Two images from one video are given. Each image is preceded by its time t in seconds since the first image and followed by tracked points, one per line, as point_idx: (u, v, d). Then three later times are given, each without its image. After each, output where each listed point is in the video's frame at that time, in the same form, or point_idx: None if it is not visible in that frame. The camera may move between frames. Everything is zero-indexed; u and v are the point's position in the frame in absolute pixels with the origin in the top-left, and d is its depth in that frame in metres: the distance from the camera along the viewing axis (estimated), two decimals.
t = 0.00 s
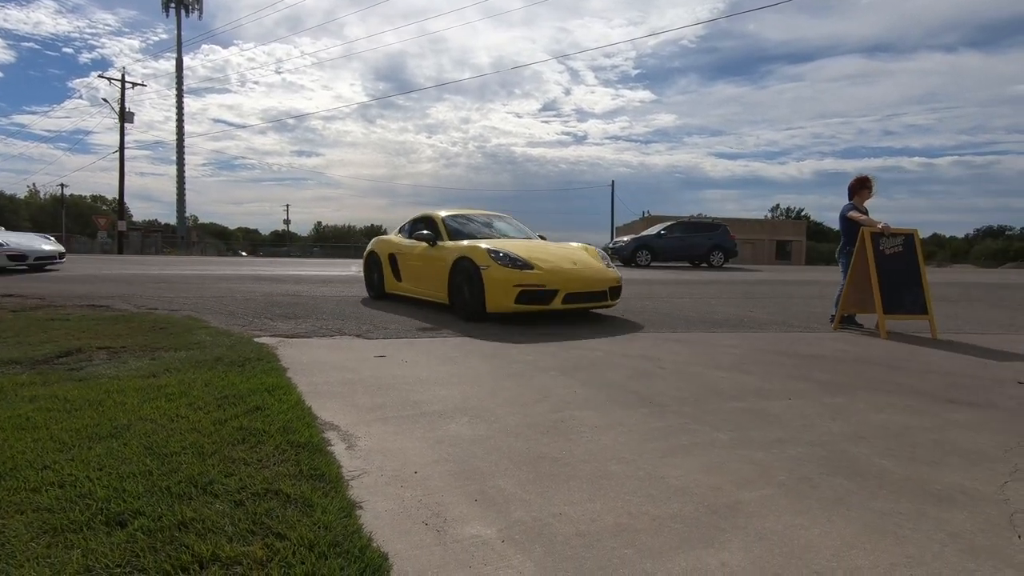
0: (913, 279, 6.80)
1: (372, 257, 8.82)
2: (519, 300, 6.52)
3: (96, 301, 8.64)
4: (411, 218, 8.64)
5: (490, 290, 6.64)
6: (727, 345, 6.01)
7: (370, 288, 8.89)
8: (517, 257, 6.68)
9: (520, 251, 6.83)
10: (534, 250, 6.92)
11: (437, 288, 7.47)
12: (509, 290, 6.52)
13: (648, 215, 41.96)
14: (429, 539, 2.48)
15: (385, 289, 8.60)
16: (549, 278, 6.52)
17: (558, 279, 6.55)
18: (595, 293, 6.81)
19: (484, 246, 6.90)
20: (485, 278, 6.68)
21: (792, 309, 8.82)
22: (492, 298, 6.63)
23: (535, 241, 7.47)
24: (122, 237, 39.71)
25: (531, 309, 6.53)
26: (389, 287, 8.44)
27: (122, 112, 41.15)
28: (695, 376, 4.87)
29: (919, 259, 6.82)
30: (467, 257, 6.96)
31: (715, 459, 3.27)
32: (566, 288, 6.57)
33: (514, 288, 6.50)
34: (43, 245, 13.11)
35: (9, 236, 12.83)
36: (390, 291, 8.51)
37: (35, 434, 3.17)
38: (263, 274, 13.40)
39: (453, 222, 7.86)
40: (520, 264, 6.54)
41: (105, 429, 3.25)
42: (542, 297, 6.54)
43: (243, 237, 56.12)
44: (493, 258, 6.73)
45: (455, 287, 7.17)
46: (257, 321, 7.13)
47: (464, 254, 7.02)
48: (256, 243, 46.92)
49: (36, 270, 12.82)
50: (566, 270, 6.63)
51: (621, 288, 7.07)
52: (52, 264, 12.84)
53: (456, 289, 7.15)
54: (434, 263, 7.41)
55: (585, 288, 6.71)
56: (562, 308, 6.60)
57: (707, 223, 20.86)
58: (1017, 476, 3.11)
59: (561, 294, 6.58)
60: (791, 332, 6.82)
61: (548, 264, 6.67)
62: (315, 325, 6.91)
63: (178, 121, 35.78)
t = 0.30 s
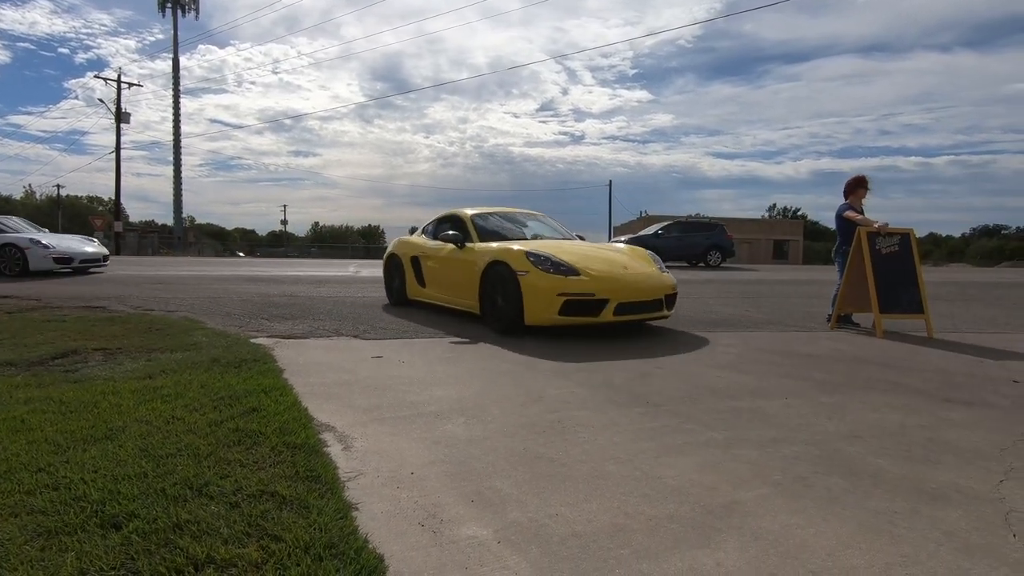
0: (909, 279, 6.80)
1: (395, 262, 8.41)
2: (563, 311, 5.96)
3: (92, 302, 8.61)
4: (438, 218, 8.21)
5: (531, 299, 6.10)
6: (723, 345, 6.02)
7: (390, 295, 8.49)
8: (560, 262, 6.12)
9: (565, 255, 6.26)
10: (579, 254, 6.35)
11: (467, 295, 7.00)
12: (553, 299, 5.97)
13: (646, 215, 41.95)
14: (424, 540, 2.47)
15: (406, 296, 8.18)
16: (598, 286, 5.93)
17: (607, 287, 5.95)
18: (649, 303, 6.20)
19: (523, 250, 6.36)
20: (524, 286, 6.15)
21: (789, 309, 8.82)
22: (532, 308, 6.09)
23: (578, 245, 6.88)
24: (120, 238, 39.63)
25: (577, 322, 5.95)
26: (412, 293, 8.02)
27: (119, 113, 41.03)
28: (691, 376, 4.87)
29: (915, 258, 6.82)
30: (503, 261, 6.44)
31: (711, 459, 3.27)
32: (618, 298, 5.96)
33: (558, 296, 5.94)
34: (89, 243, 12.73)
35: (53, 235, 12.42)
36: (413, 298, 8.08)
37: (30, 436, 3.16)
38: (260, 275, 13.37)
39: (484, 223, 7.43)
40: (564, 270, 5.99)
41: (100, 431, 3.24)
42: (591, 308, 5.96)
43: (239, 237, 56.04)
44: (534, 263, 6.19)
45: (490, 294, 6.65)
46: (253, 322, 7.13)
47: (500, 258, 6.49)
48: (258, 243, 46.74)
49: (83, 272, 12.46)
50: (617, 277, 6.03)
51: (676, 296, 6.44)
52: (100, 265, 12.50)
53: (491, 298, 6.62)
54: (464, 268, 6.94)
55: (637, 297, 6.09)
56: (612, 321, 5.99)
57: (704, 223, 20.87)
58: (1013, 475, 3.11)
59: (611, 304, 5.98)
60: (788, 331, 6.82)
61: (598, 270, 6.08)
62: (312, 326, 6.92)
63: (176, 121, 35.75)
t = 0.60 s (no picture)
0: (904, 279, 6.81)
1: (420, 266, 7.73)
2: (631, 326, 5.16)
3: (88, 303, 8.58)
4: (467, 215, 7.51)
5: (590, 312, 5.31)
6: (719, 345, 6.02)
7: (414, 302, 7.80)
8: (624, 269, 5.32)
9: (628, 259, 5.46)
10: (643, 257, 5.55)
11: (506, 304, 6.25)
12: (618, 312, 5.17)
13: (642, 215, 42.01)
14: (422, 541, 2.47)
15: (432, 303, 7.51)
16: (671, 296, 5.12)
17: (682, 299, 5.14)
18: (727, 315, 5.39)
19: (579, 254, 5.57)
20: (582, 295, 5.37)
21: (785, 309, 8.84)
22: (593, 322, 5.29)
23: (636, 245, 6.06)
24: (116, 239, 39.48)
25: (647, 339, 5.15)
26: (439, 300, 7.31)
27: (114, 113, 40.91)
28: (688, 377, 4.87)
29: (910, 259, 6.83)
30: (554, 265, 5.66)
31: (708, 459, 3.27)
32: (695, 310, 5.15)
33: (624, 308, 5.14)
34: (131, 243, 12.47)
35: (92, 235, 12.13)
36: (440, 305, 7.37)
37: (24, 439, 3.14)
38: (257, 275, 13.34)
39: (523, 221, 6.71)
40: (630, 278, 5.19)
41: (95, 433, 3.22)
42: (664, 323, 5.14)
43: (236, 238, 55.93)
44: (592, 269, 5.40)
45: (537, 305, 5.88)
46: (249, 323, 7.11)
47: (550, 263, 5.71)
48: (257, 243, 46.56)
49: (126, 273, 12.21)
50: (691, 286, 5.22)
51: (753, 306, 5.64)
52: (143, 267, 12.26)
53: (540, 308, 5.85)
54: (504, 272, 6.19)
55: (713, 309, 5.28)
56: (690, 336, 5.18)
57: (700, 224, 20.91)
58: (1008, 474, 3.12)
59: (687, 317, 5.17)
60: (783, 332, 6.84)
61: (669, 277, 5.28)
62: (308, 326, 6.90)
63: (172, 121, 35.65)
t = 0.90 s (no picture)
0: (901, 281, 6.84)
1: (455, 272, 6.94)
2: (740, 352, 4.29)
3: (85, 305, 8.55)
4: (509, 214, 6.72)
5: (688, 330, 4.44)
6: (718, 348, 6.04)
7: (447, 313, 7.04)
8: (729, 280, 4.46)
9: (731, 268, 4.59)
10: (746, 265, 4.69)
11: (570, 317, 5.40)
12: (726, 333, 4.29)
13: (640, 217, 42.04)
14: (421, 545, 2.47)
15: (471, 315, 6.74)
16: (792, 315, 4.24)
17: (804, 317, 4.27)
18: (851, 337, 4.53)
19: (670, 260, 4.69)
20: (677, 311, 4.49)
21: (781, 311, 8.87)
22: (689, 344, 4.44)
23: (728, 249, 5.18)
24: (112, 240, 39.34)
25: (762, 366, 4.28)
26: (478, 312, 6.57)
27: (112, 115, 40.83)
28: (686, 379, 4.88)
29: (907, 261, 6.86)
30: (638, 273, 4.78)
31: (706, 462, 3.28)
32: (819, 331, 4.30)
33: (733, 329, 4.27)
34: (175, 246, 12.11)
35: (135, 237, 11.79)
36: (481, 317, 6.57)
37: (22, 442, 3.14)
38: (255, 277, 13.33)
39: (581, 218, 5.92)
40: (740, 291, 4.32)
41: (93, 436, 3.22)
42: (783, 346, 4.28)
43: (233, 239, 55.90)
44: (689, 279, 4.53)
45: (611, 318, 5.03)
46: (247, 325, 7.10)
47: (631, 271, 4.84)
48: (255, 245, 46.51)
49: (172, 277, 11.86)
50: (814, 302, 4.35)
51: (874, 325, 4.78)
52: (188, 271, 11.89)
53: (616, 324, 5.00)
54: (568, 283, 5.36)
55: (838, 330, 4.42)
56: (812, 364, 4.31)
57: (698, 227, 20.93)
58: (1006, 477, 3.13)
59: (810, 341, 4.30)
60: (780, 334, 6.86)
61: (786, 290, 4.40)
62: (306, 329, 6.89)
63: (170, 122, 35.55)
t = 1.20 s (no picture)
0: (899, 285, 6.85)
1: (506, 281, 6.15)
2: (934, 394, 3.27)
3: (84, 309, 8.54)
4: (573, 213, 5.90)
5: (853, 367, 3.46)
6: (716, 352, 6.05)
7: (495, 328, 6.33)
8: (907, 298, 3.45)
9: (906, 281, 3.57)
10: (921, 277, 3.67)
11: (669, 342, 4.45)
12: (912, 369, 3.28)
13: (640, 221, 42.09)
14: (420, 550, 2.46)
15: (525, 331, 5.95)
16: (1005, 346, 3.20)
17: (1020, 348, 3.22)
18: None
19: (821, 272, 3.71)
20: (839, 338, 3.50)
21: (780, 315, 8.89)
22: (856, 382, 3.45)
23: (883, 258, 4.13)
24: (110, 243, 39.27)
25: (961, 413, 3.26)
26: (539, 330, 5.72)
27: (111, 118, 40.88)
28: (685, 383, 4.88)
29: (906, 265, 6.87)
30: (776, 289, 3.82)
31: (705, 467, 3.27)
32: None
33: (924, 364, 3.25)
34: (221, 251, 11.92)
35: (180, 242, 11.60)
36: (540, 334, 5.75)
37: (21, 446, 3.13)
38: (255, 281, 13.33)
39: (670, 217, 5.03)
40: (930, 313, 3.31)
41: (92, 441, 3.21)
42: (988, 389, 3.25)
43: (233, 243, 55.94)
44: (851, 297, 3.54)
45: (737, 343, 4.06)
46: (246, 328, 7.10)
47: (764, 286, 3.88)
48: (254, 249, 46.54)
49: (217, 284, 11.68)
50: None
51: None
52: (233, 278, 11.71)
53: (742, 351, 4.04)
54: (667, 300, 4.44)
55: None
56: None
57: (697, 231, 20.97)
58: (1007, 480, 3.12)
59: None
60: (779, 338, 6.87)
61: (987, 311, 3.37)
62: (306, 332, 6.89)
63: (170, 126, 35.54)
